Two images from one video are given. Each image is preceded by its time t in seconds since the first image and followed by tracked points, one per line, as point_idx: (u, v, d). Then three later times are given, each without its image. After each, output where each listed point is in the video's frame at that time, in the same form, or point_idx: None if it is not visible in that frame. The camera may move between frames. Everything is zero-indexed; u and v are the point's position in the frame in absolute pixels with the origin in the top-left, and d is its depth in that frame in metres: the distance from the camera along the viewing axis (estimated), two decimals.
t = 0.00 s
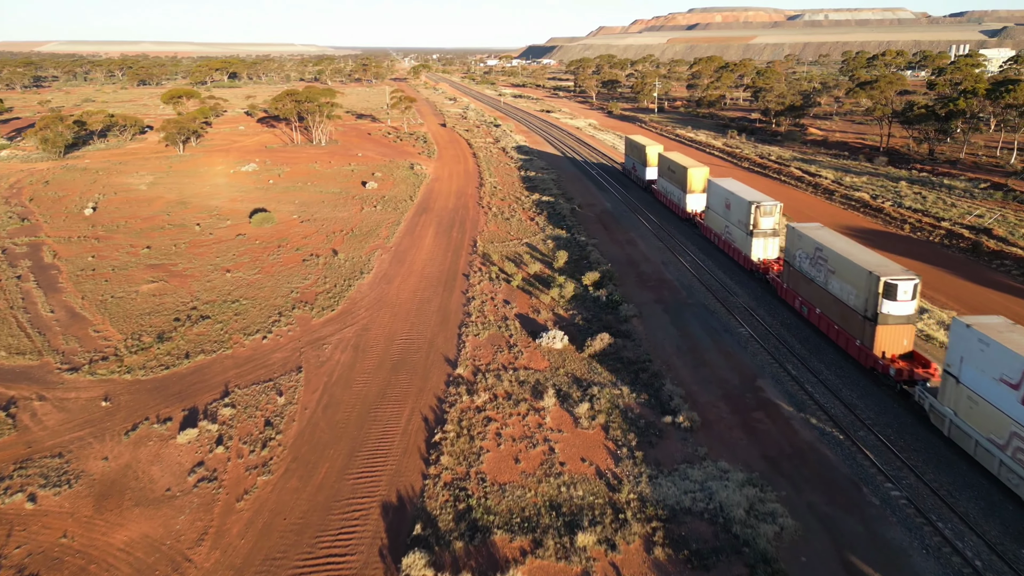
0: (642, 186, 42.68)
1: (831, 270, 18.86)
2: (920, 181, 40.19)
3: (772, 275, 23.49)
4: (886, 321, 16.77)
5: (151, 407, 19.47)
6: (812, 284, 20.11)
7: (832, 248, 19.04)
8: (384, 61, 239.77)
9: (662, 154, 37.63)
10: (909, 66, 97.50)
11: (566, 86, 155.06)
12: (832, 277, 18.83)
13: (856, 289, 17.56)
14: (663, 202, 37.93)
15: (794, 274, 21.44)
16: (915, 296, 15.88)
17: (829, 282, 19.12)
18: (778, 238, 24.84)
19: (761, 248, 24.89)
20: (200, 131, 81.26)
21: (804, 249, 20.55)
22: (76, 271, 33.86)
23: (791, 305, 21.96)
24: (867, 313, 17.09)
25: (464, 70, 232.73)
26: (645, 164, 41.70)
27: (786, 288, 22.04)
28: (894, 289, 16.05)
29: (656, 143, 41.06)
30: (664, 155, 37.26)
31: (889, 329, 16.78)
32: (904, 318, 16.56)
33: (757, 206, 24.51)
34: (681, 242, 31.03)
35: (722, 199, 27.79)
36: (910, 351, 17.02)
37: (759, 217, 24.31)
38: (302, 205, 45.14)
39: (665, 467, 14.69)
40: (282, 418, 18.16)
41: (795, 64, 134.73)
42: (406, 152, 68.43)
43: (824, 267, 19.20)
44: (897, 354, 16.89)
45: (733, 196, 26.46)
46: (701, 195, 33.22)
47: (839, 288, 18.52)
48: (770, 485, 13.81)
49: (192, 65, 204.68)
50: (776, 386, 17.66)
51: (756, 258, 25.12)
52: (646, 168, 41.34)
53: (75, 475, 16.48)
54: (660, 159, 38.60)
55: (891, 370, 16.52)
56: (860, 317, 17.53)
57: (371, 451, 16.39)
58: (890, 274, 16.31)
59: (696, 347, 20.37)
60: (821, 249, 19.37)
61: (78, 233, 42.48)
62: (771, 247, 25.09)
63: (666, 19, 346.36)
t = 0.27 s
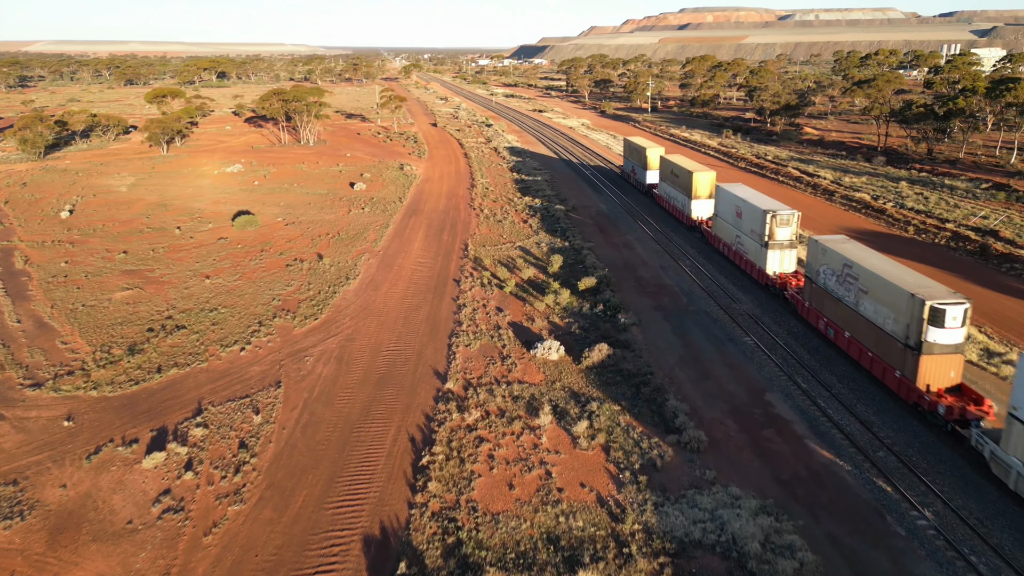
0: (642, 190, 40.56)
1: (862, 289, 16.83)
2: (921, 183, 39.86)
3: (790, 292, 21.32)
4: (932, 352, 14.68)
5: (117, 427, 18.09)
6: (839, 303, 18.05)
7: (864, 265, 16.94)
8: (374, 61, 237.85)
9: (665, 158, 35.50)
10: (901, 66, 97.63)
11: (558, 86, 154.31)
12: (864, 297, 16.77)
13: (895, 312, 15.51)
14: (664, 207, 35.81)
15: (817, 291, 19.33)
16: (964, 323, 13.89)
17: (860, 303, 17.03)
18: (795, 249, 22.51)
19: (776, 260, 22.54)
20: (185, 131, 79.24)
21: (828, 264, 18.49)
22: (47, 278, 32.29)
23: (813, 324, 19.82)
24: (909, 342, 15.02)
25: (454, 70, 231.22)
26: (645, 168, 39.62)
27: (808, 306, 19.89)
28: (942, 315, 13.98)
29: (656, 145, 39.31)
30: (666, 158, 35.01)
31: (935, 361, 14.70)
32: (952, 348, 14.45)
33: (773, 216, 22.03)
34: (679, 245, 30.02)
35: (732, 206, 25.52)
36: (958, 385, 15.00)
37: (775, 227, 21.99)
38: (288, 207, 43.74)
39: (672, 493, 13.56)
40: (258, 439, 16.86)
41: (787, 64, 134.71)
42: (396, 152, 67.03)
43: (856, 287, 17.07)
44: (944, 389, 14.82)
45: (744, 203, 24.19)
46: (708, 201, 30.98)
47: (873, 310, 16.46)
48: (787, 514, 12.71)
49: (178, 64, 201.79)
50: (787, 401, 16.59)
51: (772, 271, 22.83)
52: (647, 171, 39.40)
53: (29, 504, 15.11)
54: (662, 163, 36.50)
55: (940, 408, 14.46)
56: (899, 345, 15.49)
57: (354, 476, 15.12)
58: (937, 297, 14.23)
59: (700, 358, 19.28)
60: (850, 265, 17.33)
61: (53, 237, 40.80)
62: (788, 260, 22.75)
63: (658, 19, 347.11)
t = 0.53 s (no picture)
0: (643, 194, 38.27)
1: (904, 314, 15.04)
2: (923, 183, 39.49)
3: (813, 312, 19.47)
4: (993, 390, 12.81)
5: (79, 449, 16.71)
6: (874, 328, 16.28)
7: (907, 287, 15.13)
8: (364, 60, 235.64)
9: (668, 161, 33.34)
10: (892, 66, 97.68)
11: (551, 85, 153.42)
12: (906, 322, 14.98)
13: (946, 343, 13.70)
14: (668, 213, 33.93)
15: (847, 312, 17.53)
16: None
17: (903, 330, 15.20)
18: (817, 264, 20.62)
19: (797, 276, 20.61)
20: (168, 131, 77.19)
21: (861, 283, 16.75)
22: (16, 285, 30.69)
23: (842, 349, 17.99)
24: (966, 378, 13.18)
25: (445, 70, 229.58)
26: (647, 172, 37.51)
27: (837, 329, 18.06)
28: (1006, 349, 12.18)
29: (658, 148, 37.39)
30: (670, 162, 32.85)
31: (996, 401, 12.84)
32: (1017, 385, 12.61)
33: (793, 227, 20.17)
34: (678, 248, 28.97)
35: (746, 215, 23.61)
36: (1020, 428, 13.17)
37: (796, 239, 20.17)
38: (273, 209, 42.29)
39: (680, 524, 12.42)
40: (230, 463, 15.57)
41: (779, 63, 134.63)
42: (386, 152, 65.55)
43: (898, 312, 15.24)
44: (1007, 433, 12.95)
45: (760, 213, 22.35)
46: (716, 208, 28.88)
47: (918, 338, 14.66)
48: (807, 548, 11.56)
49: (165, 64, 198.77)
50: (799, 418, 15.52)
51: (792, 288, 21.00)
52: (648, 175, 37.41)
53: None
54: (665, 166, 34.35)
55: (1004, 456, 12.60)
56: (951, 380, 13.68)
57: (333, 506, 13.86)
58: (997, 328, 12.58)
59: (705, 371, 18.19)
60: (888, 286, 15.60)
61: (25, 241, 39.08)
62: (809, 276, 20.89)
63: (649, 19, 347.43)
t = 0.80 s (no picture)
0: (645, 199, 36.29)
1: (960, 346, 12.96)
2: (925, 184, 39.25)
3: (846, 336, 17.31)
4: None
5: (34, 476, 15.30)
6: (922, 359, 14.19)
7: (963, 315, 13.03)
8: (355, 60, 233.73)
9: (673, 165, 31.05)
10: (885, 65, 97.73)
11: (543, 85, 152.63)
12: (964, 356, 12.88)
13: (1018, 384, 11.61)
14: (673, 219, 31.73)
15: (889, 340, 15.41)
16: None
17: (959, 365, 13.11)
18: (845, 282, 18.46)
19: (823, 295, 18.46)
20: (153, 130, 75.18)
21: (905, 308, 14.67)
22: None
23: (880, 380, 15.95)
24: None
25: (437, 70, 227.95)
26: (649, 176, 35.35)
27: (876, 359, 15.91)
28: None
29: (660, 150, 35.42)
30: (675, 165, 30.57)
31: None
32: None
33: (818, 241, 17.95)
34: (677, 252, 27.91)
35: (763, 225, 21.44)
36: None
37: (822, 254, 17.99)
38: (257, 211, 40.83)
39: (691, 561, 11.28)
40: (198, 492, 14.27)
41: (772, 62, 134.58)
42: (376, 153, 64.16)
43: (953, 343, 13.13)
44: None
45: (779, 223, 20.18)
46: (726, 216, 26.60)
47: (979, 375, 12.53)
48: None
49: (153, 63, 195.77)
50: (815, 439, 14.45)
51: (817, 307, 18.81)
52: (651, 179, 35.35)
53: None
54: (670, 170, 32.12)
55: None
56: None
57: (310, 543, 12.58)
58: None
59: (711, 386, 17.10)
60: (939, 313, 13.45)
61: None
62: (837, 294, 18.69)
63: (641, 19, 347.90)
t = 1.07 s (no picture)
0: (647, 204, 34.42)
1: None
2: (928, 184, 39.00)
3: (891, 369, 15.31)
4: None
5: None
6: (992, 405, 12.19)
7: None
8: (347, 60, 232.28)
9: (681, 169, 28.95)
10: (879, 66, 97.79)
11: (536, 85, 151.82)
12: None
13: None
14: (680, 228, 29.61)
15: (947, 379, 13.41)
16: None
17: None
18: (883, 305, 16.51)
19: (859, 320, 16.50)
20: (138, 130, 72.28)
21: (968, 342, 12.65)
22: None
23: (936, 425, 13.94)
24: None
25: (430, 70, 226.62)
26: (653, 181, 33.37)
27: (932, 400, 13.90)
28: None
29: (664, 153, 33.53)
30: (683, 170, 28.49)
31: None
32: None
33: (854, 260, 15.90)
34: (678, 257, 26.82)
35: (787, 239, 19.40)
36: None
37: (858, 274, 16.00)
38: (241, 214, 39.30)
39: None
40: (159, 530, 12.88)
41: (765, 62, 134.46)
42: (365, 153, 62.72)
43: None
44: None
45: (806, 237, 18.15)
46: (740, 226, 24.60)
47: None
48: None
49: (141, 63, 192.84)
50: (834, 466, 13.31)
51: (852, 334, 16.84)
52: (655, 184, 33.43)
53: None
54: (676, 175, 30.03)
55: None
56: None
57: None
58: None
59: (719, 404, 15.94)
60: (1015, 351, 11.31)
61: None
62: (874, 318, 16.74)
63: (633, 19, 348.39)
